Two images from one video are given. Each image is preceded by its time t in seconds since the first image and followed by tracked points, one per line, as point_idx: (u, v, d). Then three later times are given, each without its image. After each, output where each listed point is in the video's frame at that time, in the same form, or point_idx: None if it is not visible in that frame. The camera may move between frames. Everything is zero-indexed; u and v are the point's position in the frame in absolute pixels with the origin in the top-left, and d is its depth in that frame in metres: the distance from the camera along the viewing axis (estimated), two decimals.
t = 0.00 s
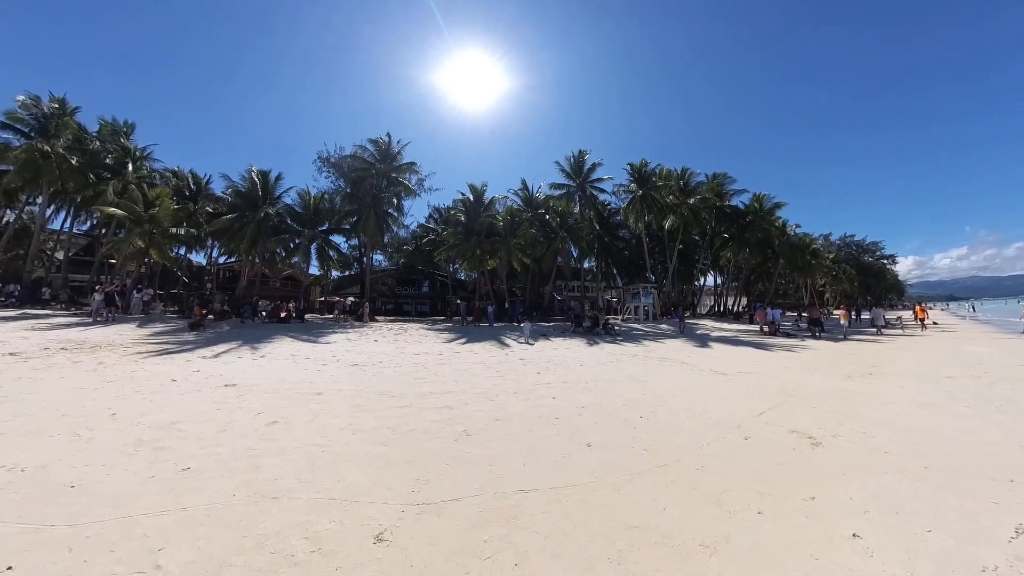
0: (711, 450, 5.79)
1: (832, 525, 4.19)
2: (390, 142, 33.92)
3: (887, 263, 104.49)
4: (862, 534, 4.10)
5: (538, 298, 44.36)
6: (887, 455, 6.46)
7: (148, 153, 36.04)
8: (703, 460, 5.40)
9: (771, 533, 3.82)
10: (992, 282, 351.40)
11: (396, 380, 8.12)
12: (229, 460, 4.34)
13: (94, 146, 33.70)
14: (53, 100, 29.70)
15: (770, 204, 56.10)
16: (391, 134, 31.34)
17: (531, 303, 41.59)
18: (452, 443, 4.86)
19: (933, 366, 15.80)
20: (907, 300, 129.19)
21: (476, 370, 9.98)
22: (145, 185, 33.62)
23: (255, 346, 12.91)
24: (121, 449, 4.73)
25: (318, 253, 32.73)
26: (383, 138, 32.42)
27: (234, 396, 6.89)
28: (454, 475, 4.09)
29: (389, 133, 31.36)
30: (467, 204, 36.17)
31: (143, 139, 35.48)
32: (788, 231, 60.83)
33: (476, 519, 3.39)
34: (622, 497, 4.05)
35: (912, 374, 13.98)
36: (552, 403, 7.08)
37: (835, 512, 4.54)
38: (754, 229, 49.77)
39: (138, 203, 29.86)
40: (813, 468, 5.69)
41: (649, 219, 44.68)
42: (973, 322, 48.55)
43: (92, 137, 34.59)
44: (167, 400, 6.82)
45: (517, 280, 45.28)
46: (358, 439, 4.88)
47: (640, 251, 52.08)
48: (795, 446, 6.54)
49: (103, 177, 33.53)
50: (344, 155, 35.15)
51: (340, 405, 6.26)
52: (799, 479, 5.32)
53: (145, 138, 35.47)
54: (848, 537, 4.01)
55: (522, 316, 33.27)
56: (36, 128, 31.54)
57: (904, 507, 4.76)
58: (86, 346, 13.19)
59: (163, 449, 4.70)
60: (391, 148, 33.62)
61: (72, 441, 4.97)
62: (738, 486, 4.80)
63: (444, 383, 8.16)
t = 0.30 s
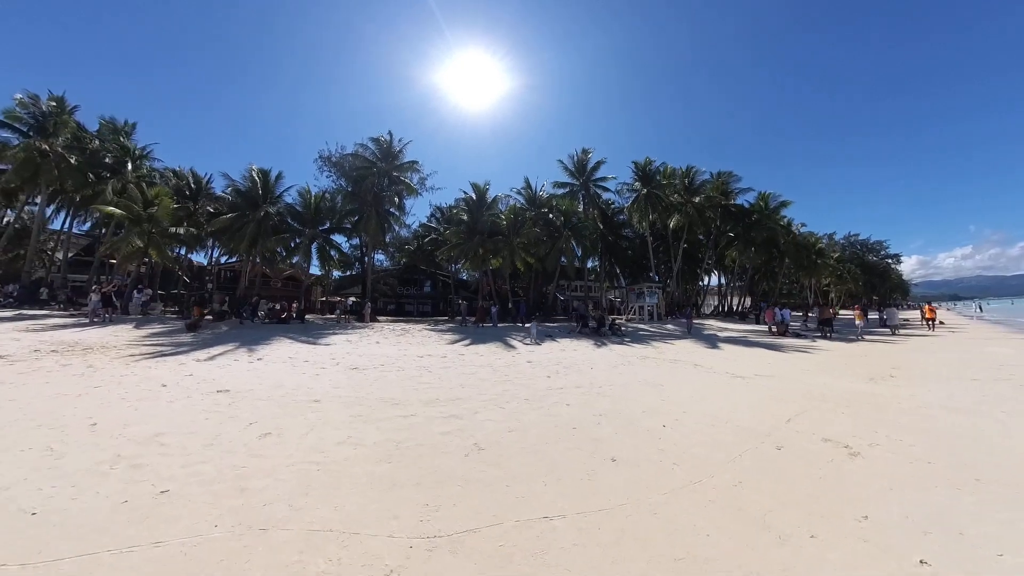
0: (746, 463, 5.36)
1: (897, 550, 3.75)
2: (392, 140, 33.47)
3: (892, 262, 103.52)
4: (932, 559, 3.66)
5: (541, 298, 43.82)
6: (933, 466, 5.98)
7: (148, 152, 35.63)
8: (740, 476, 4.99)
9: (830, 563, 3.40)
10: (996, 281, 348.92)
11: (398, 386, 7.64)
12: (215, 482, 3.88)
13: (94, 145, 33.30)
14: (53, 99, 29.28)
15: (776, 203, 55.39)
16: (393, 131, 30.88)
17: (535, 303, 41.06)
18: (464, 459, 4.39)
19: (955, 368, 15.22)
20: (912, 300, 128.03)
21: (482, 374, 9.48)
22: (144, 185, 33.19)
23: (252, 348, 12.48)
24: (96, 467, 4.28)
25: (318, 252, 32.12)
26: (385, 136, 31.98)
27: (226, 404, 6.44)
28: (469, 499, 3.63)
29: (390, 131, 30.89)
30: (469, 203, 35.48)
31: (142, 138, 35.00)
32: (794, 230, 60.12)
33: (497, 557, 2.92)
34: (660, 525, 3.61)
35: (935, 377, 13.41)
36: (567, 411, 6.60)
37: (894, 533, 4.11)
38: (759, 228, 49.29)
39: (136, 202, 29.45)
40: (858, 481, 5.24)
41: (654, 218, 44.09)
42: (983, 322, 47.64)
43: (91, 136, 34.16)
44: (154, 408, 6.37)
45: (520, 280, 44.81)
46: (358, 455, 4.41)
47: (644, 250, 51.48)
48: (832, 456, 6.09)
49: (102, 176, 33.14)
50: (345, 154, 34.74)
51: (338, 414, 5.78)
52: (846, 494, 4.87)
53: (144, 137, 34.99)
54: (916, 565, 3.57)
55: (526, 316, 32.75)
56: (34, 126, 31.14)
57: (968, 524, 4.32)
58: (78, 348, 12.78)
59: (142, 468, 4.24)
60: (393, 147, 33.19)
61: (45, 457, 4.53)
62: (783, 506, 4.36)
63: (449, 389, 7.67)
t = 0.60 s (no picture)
0: (782, 477, 5.02)
1: (975, 573, 3.35)
2: (393, 138, 33.02)
3: (896, 262, 102.71)
4: None
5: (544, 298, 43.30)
6: (984, 474, 5.55)
7: (146, 150, 35.17)
8: (781, 492, 4.64)
9: None
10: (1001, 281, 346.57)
11: (399, 389, 7.19)
12: (189, 504, 3.42)
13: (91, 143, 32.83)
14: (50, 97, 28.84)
15: (781, 202, 54.74)
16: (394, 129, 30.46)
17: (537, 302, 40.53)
18: (472, 473, 3.98)
19: (976, 369, 14.65)
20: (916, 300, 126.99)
21: (488, 376, 9.03)
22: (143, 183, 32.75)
23: (248, 348, 12.03)
24: (58, 483, 3.82)
25: (318, 251, 31.66)
26: (386, 134, 31.56)
27: (213, 410, 5.98)
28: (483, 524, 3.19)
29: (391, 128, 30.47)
30: (472, 201, 34.88)
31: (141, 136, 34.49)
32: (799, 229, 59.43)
33: None
34: (704, 549, 3.24)
35: (959, 378, 12.85)
36: (584, 416, 6.21)
37: (962, 552, 3.71)
38: (765, 227, 48.71)
39: (134, 200, 29.00)
40: (905, 493, 4.89)
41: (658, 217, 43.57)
42: (994, 321, 46.74)
43: (89, 134, 33.71)
44: (135, 413, 5.90)
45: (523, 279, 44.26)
46: (353, 470, 3.95)
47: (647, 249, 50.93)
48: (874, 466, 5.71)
49: (101, 175, 32.72)
50: (346, 153, 34.29)
51: (333, 421, 5.33)
52: (898, 509, 4.50)
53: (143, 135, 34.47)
54: None
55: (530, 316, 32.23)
56: (31, 124, 30.71)
57: None
58: (68, 348, 12.33)
59: (110, 484, 3.77)
60: (394, 145, 32.75)
61: (5, 470, 4.08)
62: (834, 526, 3.99)
63: (454, 391, 7.25)
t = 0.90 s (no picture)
0: (829, 500, 4.64)
1: None
2: (394, 136, 32.46)
3: (900, 262, 101.99)
4: None
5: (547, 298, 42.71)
6: None
7: (143, 149, 34.61)
8: (832, 517, 4.29)
9: None
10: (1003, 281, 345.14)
11: (399, 397, 6.66)
12: (147, 548, 2.90)
13: (87, 141, 32.29)
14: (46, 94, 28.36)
15: (786, 201, 54.05)
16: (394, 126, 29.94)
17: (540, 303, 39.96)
18: (482, 506, 3.54)
19: (1000, 372, 14.06)
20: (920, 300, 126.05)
21: (493, 381, 8.50)
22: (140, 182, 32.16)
23: (242, 351, 11.51)
24: None
25: (317, 250, 31.11)
26: (387, 132, 31.02)
27: (194, 423, 5.45)
28: None
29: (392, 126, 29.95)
30: (473, 200, 34.20)
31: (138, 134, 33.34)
32: (803, 228, 58.78)
33: None
34: None
35: (985, 381, 12.28)
36: (603, 429, 5.83)
37: None
38: (770, 225, 48.10)
39: (129, 198, 28.45)
40: (968, 514, 4.48)
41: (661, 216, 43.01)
42: (1005, 322, 45.93)
43: (86, 132, 33.09)
44: (108, 426, 5.38)
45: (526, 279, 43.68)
46: (347, 502, 3.46)
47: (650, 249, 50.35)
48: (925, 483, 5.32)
49: (97, 173, 32.13)
50: (346, 151, 33.76)
51: (323, 436, 4.82)
52: (965, 533, 4.11)
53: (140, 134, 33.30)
54: None
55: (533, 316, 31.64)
56: (27, 122, 30.11)
57: None
58: (55, 351, 11.81)
59: (61, 519, 3.25)
60: (395, 143, 32.20)
61: None
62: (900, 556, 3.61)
63: (458, 400, 6.73)
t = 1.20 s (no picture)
0: (883, 514, 4.26)
1: None
2: (394, 133, 31.91)
3: (902, 262, 101.54)
4: None
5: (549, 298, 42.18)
6: None
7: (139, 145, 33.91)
8: (893, 536, 3.89)
9: None
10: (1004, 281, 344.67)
11: (400, 402, 6.16)
12: None
13: (82, 137, 31.58)
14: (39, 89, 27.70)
15: (790, 200, 53.47)
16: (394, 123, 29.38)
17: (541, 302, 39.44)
18: (501, 536, 3.06)
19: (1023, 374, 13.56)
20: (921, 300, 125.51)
21: (501, 384, 8.01)
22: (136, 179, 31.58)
23: (235, 352, 11.00)
24: None
25: (316, 249, 30.56)
26: (387, 129, 30.46)
27: (173, 434, 4.94)
28: None
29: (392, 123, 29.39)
30: (474, 198, 33.60)
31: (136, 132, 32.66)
32: (807, 228, 58.26)
33: None
34: None
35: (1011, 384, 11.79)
36: (626, 437, 5.45)
37: None
38: (773, 225, 47.71)
39: (124, 195, 27.84)
40: None
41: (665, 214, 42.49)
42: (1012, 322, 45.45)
43: (82, 128, 32.50)
44: (79, 437, 4.86)
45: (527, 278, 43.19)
46: (343, 533, 2.97)
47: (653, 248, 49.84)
48: (980, 492, 4.93)
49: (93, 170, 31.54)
50: (345, 149, 33.23)
51: (315, 450, 4.32)
52: None
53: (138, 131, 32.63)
54: None
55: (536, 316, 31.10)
56: (21, 118, 29.54)
57: None
58: (38, 352, 11.26)
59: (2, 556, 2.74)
60: (395, 140, 31.66)
61: None
62: None
63: (464, 406, 6.22)
